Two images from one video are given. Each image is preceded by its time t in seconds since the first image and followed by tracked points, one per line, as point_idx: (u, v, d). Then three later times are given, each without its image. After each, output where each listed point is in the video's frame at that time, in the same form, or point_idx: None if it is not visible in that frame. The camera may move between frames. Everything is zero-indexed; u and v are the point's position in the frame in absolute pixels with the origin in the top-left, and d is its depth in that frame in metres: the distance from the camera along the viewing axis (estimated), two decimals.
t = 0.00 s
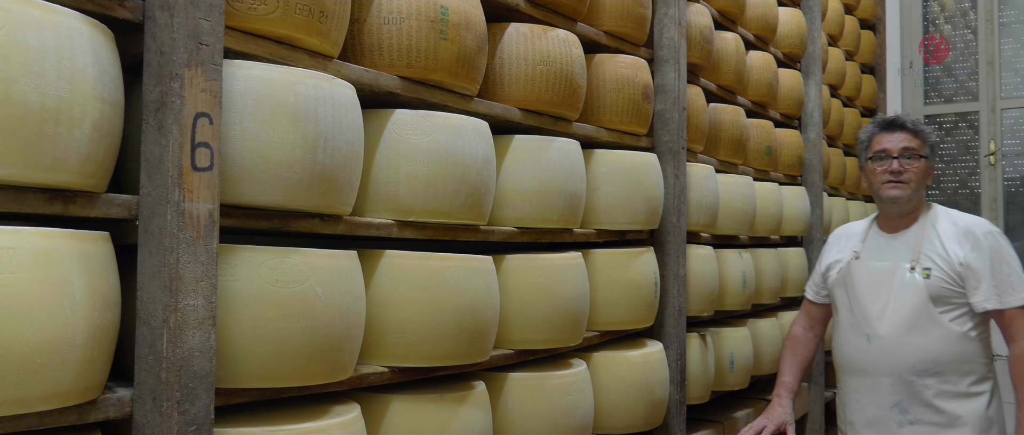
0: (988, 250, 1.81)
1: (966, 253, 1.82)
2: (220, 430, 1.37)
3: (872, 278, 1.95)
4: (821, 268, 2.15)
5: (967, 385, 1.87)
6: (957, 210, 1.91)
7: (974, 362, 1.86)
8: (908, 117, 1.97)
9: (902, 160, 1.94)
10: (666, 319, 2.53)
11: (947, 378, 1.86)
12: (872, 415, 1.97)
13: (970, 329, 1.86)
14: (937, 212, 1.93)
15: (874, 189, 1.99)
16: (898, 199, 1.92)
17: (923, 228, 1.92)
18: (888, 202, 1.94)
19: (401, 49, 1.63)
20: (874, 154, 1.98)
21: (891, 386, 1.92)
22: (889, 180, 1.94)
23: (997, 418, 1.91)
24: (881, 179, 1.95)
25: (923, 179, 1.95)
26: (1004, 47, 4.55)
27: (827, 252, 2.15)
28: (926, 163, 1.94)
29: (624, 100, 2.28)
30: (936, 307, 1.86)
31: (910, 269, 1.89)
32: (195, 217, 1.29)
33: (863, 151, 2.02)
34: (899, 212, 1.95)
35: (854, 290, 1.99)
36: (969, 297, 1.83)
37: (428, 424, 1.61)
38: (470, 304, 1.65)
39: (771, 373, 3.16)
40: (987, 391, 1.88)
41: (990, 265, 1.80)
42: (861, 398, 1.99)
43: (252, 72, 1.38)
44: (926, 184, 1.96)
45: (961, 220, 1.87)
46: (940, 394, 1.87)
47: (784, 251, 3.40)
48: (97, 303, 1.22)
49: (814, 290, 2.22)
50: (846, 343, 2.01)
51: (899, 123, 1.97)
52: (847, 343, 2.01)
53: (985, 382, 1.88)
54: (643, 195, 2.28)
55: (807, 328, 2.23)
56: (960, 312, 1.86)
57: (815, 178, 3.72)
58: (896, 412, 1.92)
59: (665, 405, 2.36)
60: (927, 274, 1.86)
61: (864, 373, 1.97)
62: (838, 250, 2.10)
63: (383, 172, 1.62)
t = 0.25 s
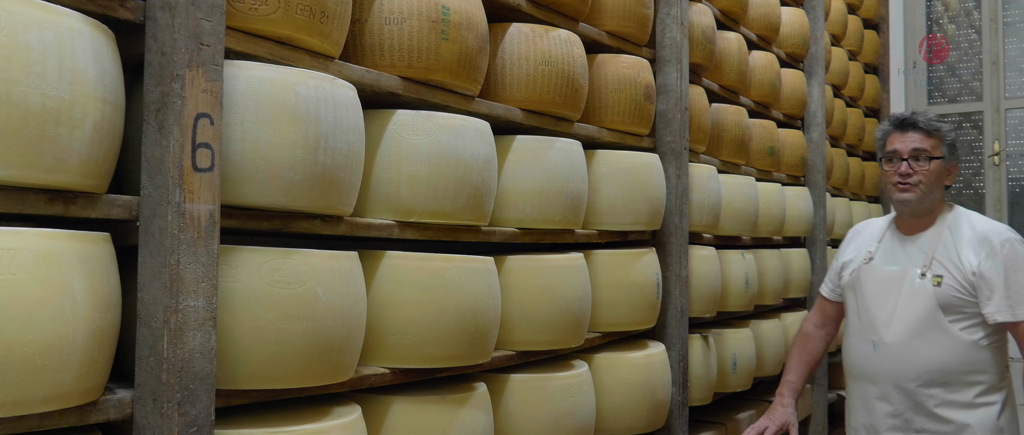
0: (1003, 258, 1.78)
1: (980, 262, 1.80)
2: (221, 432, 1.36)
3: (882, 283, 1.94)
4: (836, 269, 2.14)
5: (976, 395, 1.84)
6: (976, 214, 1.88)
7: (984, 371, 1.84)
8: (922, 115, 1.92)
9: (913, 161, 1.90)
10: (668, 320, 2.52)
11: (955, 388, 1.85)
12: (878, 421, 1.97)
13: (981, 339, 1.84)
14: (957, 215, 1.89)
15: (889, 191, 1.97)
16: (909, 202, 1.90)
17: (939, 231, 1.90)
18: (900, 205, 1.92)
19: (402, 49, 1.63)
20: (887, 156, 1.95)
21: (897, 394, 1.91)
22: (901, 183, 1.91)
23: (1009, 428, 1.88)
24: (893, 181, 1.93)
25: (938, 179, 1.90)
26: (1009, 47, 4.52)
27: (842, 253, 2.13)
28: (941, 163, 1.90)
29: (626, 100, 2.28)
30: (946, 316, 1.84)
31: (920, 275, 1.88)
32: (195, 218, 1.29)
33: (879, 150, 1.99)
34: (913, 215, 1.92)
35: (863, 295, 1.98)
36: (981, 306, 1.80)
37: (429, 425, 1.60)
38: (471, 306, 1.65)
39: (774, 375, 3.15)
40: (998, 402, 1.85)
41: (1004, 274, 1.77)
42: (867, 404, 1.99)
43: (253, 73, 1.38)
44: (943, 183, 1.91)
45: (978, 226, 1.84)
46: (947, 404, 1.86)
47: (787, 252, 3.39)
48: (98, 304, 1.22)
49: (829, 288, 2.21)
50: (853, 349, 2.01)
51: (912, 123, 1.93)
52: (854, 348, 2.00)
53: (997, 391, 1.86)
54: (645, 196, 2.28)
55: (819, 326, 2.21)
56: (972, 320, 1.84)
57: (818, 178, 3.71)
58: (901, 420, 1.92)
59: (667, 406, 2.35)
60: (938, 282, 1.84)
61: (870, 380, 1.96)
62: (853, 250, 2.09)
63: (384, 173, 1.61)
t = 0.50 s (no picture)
0: (1016, 266, 1.74)
1: (993, 269, 1.76)
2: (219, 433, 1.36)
3: (893, 286, 1.92)
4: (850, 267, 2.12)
5: (983, 404, 1.82)
6: (994, 217, 1.83)
7: (992, 380, 1.82)
8: (938, 114, 1.90)
9: (928, 162, 1.88)
10: (668, 321, 2.51)
11: (962, 396, 1.83)
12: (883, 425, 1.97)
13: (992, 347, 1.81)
14: (974, 218, 1.86)
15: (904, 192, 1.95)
16: (922, 205, 1.87)
17: (953, 234, 1.87)
18: (913, 207, 1.90)
19: (401, 49, 1.62)
20: (903, 156, 1.93)
21: (903, 400, 1.90)
22: (914, 185, 1.89)
23: None
24: (907, 182, 1.91)
25: (955, 180, 1.88)
26: (1011, 47, 4.52)
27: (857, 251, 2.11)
28: (958, 164, 1.87)
29: (626, 100, 2.27)
30: (957, 322, 1.82)
31: (932, 279, 1.85)
32: (194, 218, 1.28)
33: (897, 149, 1.97)
34: (927, 217, 1.90)
35: (874, 298, 1.96)
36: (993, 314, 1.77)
37: (428, 426, 1.60)
38: (471, 306, 1.64)
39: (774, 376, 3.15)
40: (1007, 410, 1.83)
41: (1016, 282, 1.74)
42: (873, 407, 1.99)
43: (251, 73, 1.37)
44: (960, 184, 1.88)
45: (994, 231, 1.80)
46: (954, 412, 1.84)
47: (788, 253, 3.38)
48: (96, 305, 1.21)
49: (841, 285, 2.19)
50: (862, 351, 2.00)
51: (928, 122, 1.90)
52: (862, 351, 2.00)
53: (1005, 400, 1.83)
54: (645, 196, 2.27)
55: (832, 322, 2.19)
56: (983, 327, 1.81)
57: (819, 179, 3.71)
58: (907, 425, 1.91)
59: (668, 407, 2.34)
60: (949, 288, 1.81)
61: (876, 384, 1.96)
62: (868, 249, 2.07)
63: (383, 173, 1.61)
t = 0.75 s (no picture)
0: None
1: (1004, 268, 1.75)
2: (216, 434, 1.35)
3: (902, 287, 1.89)
4: (849, 267, 2.09)
5: (990, 403, 1.83)
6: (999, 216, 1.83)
7: (1000, 380, 1.82)
8: (942, 111, 1.89)
9: (931, 159, 1.87)
10: (667, 321, 2.51)
11: (971, 396, 1.83)
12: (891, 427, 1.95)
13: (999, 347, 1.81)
14: (977, 217, 1.85)
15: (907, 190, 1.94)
16: (925, 201, 1.86)
17: (960, 234, 1.86)
18: (915, 204, 1.88)
19: (400, 48, 1.62)
20: (906, 153, 1.93)
21: (913, 401, 1.89)
22: (916, 182, 1.88)
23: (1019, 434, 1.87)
24: (909, 179, 1.90)
25: (958, 178, 1.86)
26: (1011, 46, 4.54)
27: (857, 250, 2.09)
28: (962, 162, 1.86)
29: (625, 99, 2.27)
30: (967, 323, 1.80)
31: (942, 280, 1.83)
32: (191, 218, 1.28)
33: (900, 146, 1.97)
34: (929, 214, 1.88)
35: (881, 298, 1.94)
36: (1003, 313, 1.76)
37: (427, 427, 1.59)
38: (470, 306, 1.64)
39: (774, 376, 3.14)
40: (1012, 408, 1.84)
41: None
42: (879, 409, 1.97)
43: (249, 72, 1.37)
44: (963, 183, 1.87)
45: (1002, 229, 1.79)
46: (963, 412, 1.84)
47: (787, 252, 3.38)
48: (93, 305, 1.20)
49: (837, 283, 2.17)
50: (868, 352, 1.97)
51: (932, 119, 1.89)
52: (868, 353, 1.97)
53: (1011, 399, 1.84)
54: (644, 195, 2.27)
55: (832, 303, 2.17)
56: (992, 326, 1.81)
57: (819, 178, 3.70)
58: (916, 426, 1.89)
59: (667, 408, 2.34)
60: (960, 288, 1.80)
61: (884, 385, 1.94)
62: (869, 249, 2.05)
63: (381, 172, 1.60)
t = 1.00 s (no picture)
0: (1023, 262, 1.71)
1: (1003, 265, 1.72)
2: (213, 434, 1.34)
3: (902, 284, 1.81)
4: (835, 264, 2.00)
5: (988, 399, 1.79)
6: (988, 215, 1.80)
7: (996, 376, 1.79)
8: (939, 109, 1.83)
9: (924, 156, 1.81)
10: (665, 321, 2.51)
11: (972, 393, 1.78)
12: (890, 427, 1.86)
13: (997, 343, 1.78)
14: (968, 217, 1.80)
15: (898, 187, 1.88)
16: (916, 199, 1.80)
17: (954, 231, 1.81)
18: (906, 202, 1.82)
19: (397, 47, 1.61)
20: (899, 149, 1.87)
21: (915, 401, 1.81)
22: (909, 178, 1.82)
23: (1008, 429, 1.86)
24: (901, 176, 1.84)
25: (950, 178, 1.81)
26: (1011, 44, 4.53)
27: (842, 246, 2.00)
28: (955, 161, 1.80)
29: (623, 98, 2.26)
30: (969, 320, 1.75)
31: (942, 277, 1.77)
32: (188, 217, 1.27)
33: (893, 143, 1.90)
34: (920, 213, 1.82)
35: (880, 296, 1.85)
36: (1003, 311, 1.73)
37: (424, 427, 1.59)
38: (467, 306, 1.63)
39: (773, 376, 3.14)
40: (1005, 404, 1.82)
41: None
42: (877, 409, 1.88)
43: (245, 71, 1.36)
44: (954, 183, 1.82)
45: (996, 226, 1.76)
46: (964, 409, 1.79)
47: (786, 252, 3.37)
48: (89, 305, 1.20)
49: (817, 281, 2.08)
50: (865, 351, 1.88)
51: (928, 117, 1.84)
52: (867, 352, 1.88)
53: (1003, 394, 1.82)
54: (642, 195, 2.26)
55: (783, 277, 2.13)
56: (989, 324, 1.77)
57: (818, 177, 3.70)
58: (918, 426, 1.82)
59: (665, 407, 2.33)
60: (962, 285, 1.75)
61: (885, 384, 1.85)
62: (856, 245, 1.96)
63: (378, 172, 1.59)
